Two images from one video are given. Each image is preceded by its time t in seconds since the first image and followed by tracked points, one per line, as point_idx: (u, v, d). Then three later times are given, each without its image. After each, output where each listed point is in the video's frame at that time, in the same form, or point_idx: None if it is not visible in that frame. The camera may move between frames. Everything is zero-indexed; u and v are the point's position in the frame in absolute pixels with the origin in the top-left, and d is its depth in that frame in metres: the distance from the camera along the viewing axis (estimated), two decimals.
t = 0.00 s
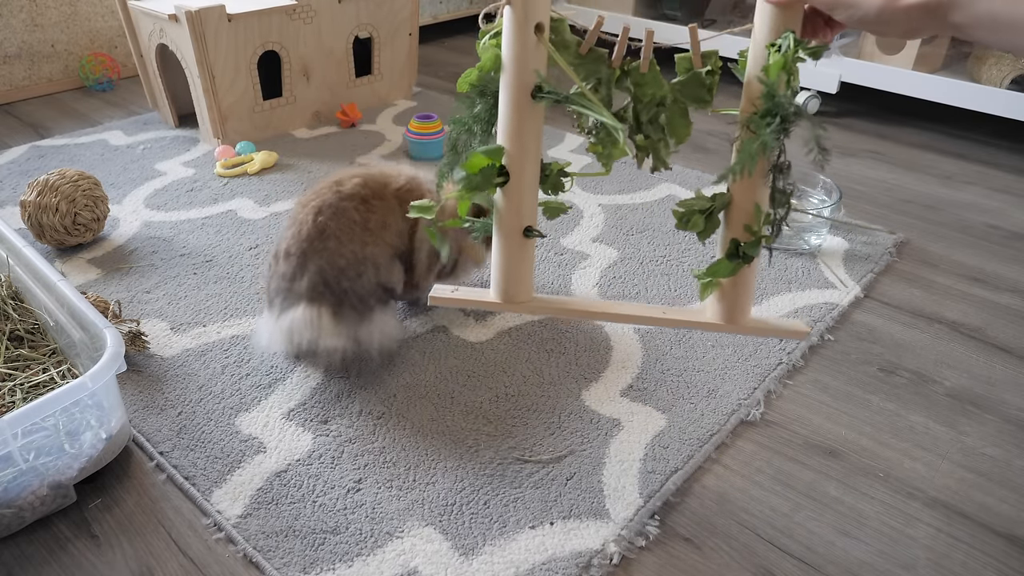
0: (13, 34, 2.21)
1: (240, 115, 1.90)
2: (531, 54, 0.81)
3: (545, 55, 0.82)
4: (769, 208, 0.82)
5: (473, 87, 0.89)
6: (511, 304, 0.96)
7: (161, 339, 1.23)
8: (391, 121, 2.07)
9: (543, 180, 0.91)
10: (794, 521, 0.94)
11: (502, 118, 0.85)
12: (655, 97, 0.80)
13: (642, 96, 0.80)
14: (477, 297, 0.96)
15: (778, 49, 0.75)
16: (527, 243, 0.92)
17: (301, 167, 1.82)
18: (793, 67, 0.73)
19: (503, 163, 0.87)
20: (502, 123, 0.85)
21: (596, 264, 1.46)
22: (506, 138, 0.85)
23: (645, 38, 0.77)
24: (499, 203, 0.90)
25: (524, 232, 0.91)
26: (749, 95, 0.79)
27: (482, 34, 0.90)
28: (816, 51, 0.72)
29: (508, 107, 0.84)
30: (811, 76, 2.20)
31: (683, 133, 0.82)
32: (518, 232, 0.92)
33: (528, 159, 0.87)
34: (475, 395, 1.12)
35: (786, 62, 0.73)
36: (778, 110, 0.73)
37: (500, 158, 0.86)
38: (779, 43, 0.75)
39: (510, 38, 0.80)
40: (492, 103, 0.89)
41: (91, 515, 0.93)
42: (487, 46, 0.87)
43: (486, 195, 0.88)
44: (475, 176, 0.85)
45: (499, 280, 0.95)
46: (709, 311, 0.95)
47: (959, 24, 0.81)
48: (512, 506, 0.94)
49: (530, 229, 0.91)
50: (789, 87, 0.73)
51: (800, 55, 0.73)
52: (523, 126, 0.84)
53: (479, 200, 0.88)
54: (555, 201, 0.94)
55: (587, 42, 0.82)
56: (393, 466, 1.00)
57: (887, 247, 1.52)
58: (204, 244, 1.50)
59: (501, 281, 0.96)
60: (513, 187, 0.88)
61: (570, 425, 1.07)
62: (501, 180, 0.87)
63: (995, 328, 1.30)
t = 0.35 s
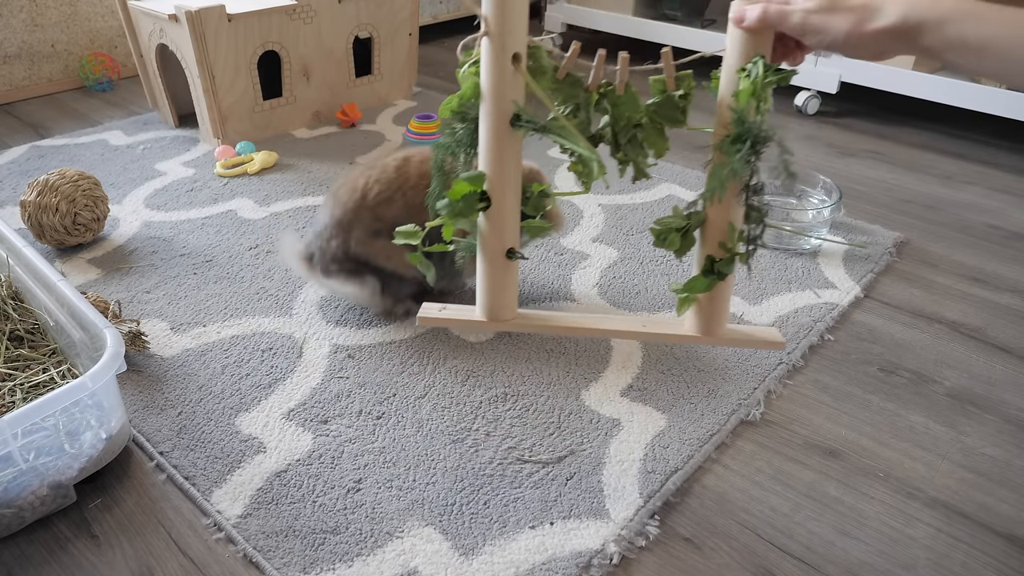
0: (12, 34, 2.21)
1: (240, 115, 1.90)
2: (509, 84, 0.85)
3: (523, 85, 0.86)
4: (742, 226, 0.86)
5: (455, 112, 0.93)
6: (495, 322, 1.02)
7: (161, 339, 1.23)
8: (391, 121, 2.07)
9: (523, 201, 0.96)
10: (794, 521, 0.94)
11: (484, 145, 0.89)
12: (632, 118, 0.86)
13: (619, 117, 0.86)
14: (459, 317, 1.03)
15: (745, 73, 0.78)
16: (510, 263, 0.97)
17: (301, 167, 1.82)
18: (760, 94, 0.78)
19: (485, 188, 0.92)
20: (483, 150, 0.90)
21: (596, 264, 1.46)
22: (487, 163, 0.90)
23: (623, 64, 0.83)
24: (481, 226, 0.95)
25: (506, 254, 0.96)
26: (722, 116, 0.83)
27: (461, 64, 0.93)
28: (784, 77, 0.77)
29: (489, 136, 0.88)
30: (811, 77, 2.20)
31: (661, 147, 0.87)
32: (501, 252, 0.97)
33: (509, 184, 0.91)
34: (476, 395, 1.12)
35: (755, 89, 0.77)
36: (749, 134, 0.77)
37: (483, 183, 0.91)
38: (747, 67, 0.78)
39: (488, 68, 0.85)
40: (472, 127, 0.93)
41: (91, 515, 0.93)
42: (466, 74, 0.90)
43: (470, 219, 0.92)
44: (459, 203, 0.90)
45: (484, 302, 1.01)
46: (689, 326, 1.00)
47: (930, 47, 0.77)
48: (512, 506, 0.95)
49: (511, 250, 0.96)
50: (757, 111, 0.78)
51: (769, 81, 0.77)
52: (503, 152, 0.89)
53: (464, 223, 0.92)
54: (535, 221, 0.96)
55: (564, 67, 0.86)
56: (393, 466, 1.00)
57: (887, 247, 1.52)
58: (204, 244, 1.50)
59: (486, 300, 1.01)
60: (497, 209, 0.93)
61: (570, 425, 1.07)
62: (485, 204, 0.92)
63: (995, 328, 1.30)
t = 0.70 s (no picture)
0: (13, 34, 2.21)
1: (240, 115, 1.90)
2: (460, 119, 0.92)
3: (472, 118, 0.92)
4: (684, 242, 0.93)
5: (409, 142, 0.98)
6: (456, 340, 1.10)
7: (161, 339, 1.23)
8: (391, 121, 2.07)
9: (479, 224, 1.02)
10: (794, 521, 0.94)
11: (439, 176, 0.96)
12: (578, 145, 0.92)
13: (567, 146, 0.92)
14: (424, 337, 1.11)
15: (685, 103, 0.86)
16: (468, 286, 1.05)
17: (301, 167, 1.82)
18: (697, 123, 0.85)
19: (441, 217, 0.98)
20: (438, 180, 0.96)
21: (596, 264, 1.46)
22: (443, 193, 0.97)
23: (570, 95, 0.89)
24: (440, 252, 1.02)
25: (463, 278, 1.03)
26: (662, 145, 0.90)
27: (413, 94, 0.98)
28: (719, 105, 0.85)
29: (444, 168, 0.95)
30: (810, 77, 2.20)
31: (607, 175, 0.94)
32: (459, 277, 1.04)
33: (463, 211, 0.98)
34: (476, 395, 1.12)
35: (692, 119, 0.85)
36: (688, 162, 0.85)
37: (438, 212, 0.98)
38: (685, 97, 0.86)
39: (439, 104, 0.91)
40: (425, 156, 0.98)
41: (91, 515, 0.93)
42: (418, 106, 0.95)
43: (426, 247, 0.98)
44: (416, 231, 0.96)
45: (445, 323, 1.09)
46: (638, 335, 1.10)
47: (856, 78, 0.86)
48: (512, 506, 0.95)
49: (468, 274, 1.03)
50: (695, 139, 0.86)
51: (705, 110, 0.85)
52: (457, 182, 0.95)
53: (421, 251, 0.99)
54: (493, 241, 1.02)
55: (512, 98, 0.91)
56: (393, 466, 1.00)
57: (887, 247, 1.52)
58: (204, 244, 1.50)
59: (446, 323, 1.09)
60: (453, 236, 1.00)
61: (570, 425, 1.07)
62: (441, 232, 0.99)
63: (995, 328, 1.30)
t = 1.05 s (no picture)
0: (13, 34, 2.21)
1: (240, 115, 1.90)
2: (410, 128, 0.85)
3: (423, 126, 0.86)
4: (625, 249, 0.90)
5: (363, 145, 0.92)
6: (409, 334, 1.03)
7: (161, 339, 1.23)
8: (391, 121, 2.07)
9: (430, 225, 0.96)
10: (794, 521, 0.94)
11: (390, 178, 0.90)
12: (525, 153, 0.86)
13: (515, 154, 0.86)
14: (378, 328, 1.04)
15: (625, 118, 0.83)
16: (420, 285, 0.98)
17: (301, 167, 1.82)
18: (635, 140, 0.82)
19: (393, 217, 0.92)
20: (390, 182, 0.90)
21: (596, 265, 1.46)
22: (395, 196, 0.90)
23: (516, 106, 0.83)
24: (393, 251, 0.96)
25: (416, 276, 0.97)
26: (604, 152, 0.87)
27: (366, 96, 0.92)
28: (659, 122, 0.81)
29: (393, 172, 0.89)
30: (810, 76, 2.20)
31: (552, 181, 0.89)
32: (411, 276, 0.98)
33: (415, 215, 0.92)
34: (476, 395, 1.13)
35: (630, 136, 0.82)
36: (625, 175, 0.82)
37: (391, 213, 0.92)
38: (627, 111, 0.83)
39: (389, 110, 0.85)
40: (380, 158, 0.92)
41: (91, 515, 0.93)
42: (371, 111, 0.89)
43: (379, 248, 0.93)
44: (369, 232, 0.91)
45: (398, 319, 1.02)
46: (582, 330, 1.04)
47: (786, 96, 0.79)
48: (512, 506, 0.95)
49: (421, 272, 0.97)
50: (632, 153, 0.83)
51: (643, 128, 0.81)
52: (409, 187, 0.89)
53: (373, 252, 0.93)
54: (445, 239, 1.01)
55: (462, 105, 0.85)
56: (393, 466, 1.00)
57: (887, 247, 1.52)
58: (204, 244, 1.50)
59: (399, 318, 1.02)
60: (405, 238, 0.94)
61: (571, 425, 1.07)
62: (394, 232, 0.93)
63: (995, 328, 1.30)
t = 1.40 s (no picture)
0: (12, 34, 2.21)
1: (240, 115, 1.90)
2: (392, 171, 0.90)
3: (405, 168, 0.91)
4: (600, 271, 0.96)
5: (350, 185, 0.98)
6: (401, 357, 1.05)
7: (161, 339, 1.23)
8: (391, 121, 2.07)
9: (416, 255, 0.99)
10: (794, 521, 0.94)
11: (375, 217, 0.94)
12: (502, 187, 0.90)
13: (492, 187, 0.90)
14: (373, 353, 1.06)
15: (593, 151, 0.88)
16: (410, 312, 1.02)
17: (301, 167, 1.82)
18: (605, 173, 0.87)
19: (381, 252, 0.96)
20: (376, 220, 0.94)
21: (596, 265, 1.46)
22: (382, 232, 0.94)
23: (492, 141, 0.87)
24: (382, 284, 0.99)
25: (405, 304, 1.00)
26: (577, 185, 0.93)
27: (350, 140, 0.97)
28: (626, 156, 0.87)
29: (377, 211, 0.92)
30: (810, 76, 2.20)
31: (529, 213, 0.93)
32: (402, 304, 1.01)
33: (402, 249, 0.96)
34: (476, 395, 1.13)
35: (599, 170, 0.87)
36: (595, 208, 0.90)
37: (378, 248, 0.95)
38: (594, 145, 0.88)
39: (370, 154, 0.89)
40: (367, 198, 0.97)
41: (91, 515, 0.93)
42: (354, 154, 0.94)
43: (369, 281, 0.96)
44: (359, 267, 0.94)
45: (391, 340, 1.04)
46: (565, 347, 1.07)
47: (738, 129, 0.87)
48: (512, 506, 0.94)
49: (411, 301, 1.00)
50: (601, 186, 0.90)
51: (612, 162, 0.86)
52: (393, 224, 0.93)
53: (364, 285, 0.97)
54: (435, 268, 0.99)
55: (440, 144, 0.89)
56: (393, 466, 1.00)
57: (887, 247, 1.52)
58: (203, 244, 1.50)
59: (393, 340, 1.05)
60: (393, 270, 0.97)
61: (570, 425, 1.07)
62: (382, 265, 0.96)
63: (995, 328, 1.30)
